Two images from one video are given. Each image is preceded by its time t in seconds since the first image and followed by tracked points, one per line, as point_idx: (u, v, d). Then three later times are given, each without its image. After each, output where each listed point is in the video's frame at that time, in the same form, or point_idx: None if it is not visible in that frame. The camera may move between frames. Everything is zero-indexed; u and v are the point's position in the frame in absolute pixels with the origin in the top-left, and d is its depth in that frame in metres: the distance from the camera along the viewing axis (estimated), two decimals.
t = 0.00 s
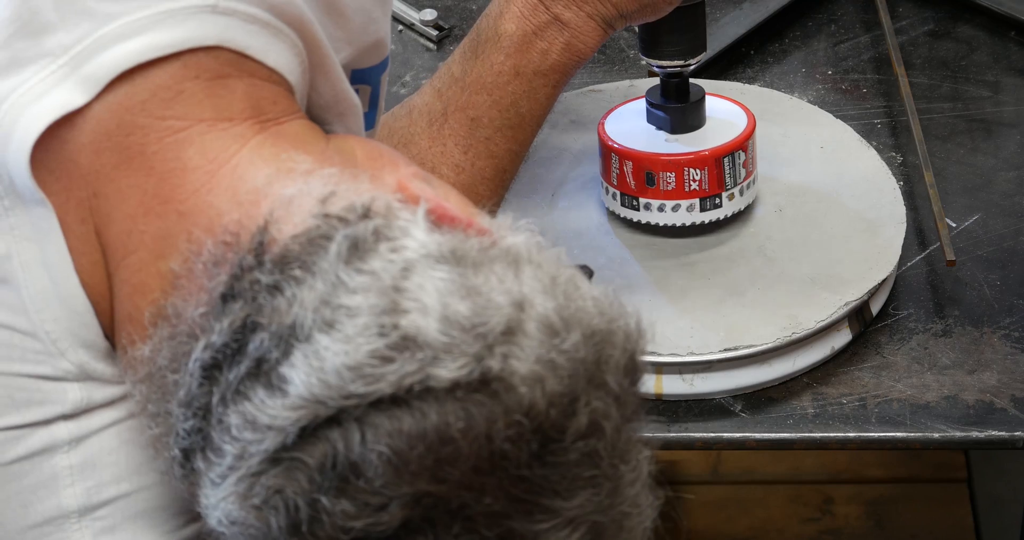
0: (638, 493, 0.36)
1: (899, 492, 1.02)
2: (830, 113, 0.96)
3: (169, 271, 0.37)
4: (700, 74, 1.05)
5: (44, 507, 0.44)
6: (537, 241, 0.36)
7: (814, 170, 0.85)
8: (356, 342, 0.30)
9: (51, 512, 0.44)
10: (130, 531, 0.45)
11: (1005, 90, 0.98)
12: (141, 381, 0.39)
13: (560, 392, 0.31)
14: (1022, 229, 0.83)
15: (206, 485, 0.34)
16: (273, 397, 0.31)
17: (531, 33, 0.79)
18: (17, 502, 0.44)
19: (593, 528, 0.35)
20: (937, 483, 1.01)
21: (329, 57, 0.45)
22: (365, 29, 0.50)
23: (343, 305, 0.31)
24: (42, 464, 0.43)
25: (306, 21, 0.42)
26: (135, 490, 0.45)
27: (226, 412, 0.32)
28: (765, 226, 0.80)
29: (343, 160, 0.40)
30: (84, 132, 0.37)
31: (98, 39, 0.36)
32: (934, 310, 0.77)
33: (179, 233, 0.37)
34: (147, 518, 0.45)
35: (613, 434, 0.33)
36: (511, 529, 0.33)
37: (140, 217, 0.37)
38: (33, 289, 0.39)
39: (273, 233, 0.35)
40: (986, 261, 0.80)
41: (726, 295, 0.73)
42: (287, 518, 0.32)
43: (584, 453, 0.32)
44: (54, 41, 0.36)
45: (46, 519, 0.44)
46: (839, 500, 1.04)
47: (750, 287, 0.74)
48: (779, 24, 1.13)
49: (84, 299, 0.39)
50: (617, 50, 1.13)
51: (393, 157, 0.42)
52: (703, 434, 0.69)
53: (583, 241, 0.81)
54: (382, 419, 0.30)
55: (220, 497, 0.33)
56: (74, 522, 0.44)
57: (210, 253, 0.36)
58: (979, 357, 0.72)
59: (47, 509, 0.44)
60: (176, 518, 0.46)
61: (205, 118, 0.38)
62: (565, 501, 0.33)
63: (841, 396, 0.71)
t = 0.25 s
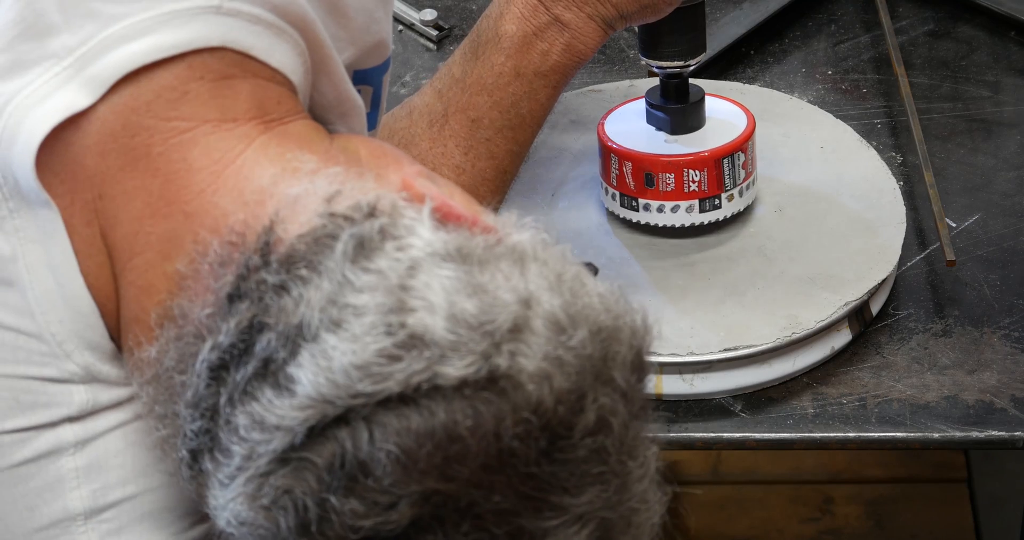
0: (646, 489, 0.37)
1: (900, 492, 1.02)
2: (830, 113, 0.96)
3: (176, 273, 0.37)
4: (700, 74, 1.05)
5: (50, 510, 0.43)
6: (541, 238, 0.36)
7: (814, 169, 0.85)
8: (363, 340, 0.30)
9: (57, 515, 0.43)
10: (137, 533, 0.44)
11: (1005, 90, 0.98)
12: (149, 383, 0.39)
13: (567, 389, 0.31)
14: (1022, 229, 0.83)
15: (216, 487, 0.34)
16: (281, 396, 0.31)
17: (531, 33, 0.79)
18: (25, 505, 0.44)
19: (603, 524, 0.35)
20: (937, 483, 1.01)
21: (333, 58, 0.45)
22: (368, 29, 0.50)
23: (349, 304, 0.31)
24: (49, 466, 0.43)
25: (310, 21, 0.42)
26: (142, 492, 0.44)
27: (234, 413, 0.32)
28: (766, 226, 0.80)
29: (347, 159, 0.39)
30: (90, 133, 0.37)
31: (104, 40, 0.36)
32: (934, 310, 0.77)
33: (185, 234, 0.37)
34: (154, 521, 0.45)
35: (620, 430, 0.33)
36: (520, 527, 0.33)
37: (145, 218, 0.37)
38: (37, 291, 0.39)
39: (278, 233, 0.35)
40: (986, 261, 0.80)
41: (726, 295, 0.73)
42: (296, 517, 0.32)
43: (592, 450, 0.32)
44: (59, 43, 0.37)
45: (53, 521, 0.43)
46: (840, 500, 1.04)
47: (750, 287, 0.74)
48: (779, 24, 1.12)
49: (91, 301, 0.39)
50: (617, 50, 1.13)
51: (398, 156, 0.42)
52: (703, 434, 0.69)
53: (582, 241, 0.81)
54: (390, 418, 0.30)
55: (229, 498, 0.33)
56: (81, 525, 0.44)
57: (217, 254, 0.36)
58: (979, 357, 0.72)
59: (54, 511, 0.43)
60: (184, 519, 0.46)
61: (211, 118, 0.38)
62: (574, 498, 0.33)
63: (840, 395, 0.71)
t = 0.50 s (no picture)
0: (648, 490, 0.37)
1: (900, 492, 1.02)
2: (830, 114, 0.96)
3: (177, 277, 0.37)
4: (700, 74, 1.05)
5: (53, 514, 0.43)
6: (543, 240, 0.36)
7: (814, 169, 0.85)
8: (365, 344, 0.30)
9: (59, 520, 0.43)
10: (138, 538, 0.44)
11: (1005, 90, 0.98)
12: (150, 388, 0.39)
13: (570, 391, 0.31)
14: (1022, 229, 0.83)
15: (218, 492, 0.34)
16: (283, 400, 0.31)
17: (529, 33, 0.78)
18: (26, 510, 0.43)
19: (605, 525, 0.35)
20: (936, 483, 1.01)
21: (334, 61, 0.45)
22: (368, 31, 0.50)
23: (351, 308, 0.31)
24: (50, 471, 0.43)
25: (310, 24, 0.42)
26: (144, 497, 0.44)
27: (236, 417, 0.32)
28: (767, 226, 0.80)
29: (348, 162, 0.39)
30: (91, 138, 0.37)
31: (104, 45, 0.36)
32: (934, 310, 0.77)
33: (186, 239, 0.37)
34: (155, 525, 0.45)
35: (623, 432, 0.33)
36: (522, 529, 0.33)
37: (146, 223, 0.37)
38: (39, 296, 0.39)
39: (279, 237, 0.35)
40: (986, 261, 0.80)
41: (726, 295, 0.73)
42: (298, 522, 0.32)
43: (594, 451, 0.32)
44: (60, 48, 0.37)
45: (54, 526, 0.43)
46: (839, 501, 1.04)
47: (750, 287, 0.74)
48: (779, 24, 1.12)
49: (92, 305, 0.39)
50: (617, 50, 1.13)
51: (399, 160, 0.42)
52: (703, 434, 0.69)
53: (581, 241, 0.81)
54: (392, 421, 0.30)
55: (232, 502, 0.33)
56: (83, 530, 0.44)
57: (217, 258, 0.36)
58: (979, 357, 0.72)
59: (56, 516, 0.43)
60: (185, 524, 0.46)
61: (212, 123, 0.38)
62: (577, 500, 0.33)
63: (840, 396, 0.71)
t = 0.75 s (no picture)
0: (651, 485, 0.37)
1: (900, 492, 1.03)
2: (830, 114, 0.96)
3: (179, 275, 0.37)
4: (700, 74, 1.05)
5: (54, 513, 0.43)
6: (544, 235, 0.36)
7: (814, 169, 0.85)
8: (366, 340, 0.30)
9: (61, 519, 0.43)
10: (140, 537, 0.44)
11: (1005, 90, 0.98)
12: (153, 386, 0.39)
13: (571, 386, 0.31)
14: (1022, 229, 0.83)
15: (221, 488, 0.34)
16: (285, 397, 0.31)
17: (528, 33, 0.78)
18: (27, 508, 0.43)
19: (608, 519, 0.35)
20: (936, 483, 1.02)
21: (334, 59, 0.45)
22: (367, 29, 0.50)
23: (352, 304, 0.31)
24: (52, 469, 0.43)
25: (311, 22, 0.42)
26: (146, 495, 0.44)
27: (238, 414, 0.32)
28: (767, 226, 0.80)
29: (349, 159, 0.39)
30: (92, 136, 0.37)
31: (105, 44, 0.36)
32: (934, 310, 0.77)
33: (188, 236, 0.37)
34: (157, 523, 0.45)
35: (625, 427, 0.33)
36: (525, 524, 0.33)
37: (147, 221, 0.37)
38: (40, 295, 0.39)
39: (280, 235, 0.35)
40: (986, 261, 0.80)
41: (726, 295, 0.73)
42: (302, 518, 0.32)
43: (596, 445, 0.32)
44: (60, 47, 0.37)
45: (55, 524, 0.43)
46: (839, 501, 1.05)
47: (750, 287, 0.74)
48: (779, 24, 1.12)
49: (93, 304, 0.39)
50: (618, 50, 1.13)
51: (400, 156, 0.42)
52: (703, 434, 0.69)
53: (581, 241, 0.81)
54: (394, 416, 0.30)
55: (234, 499, 0.33)
56: (84, 528, 0.44)
57: (219, 255, 0.36)
58: (979, 357, 0.72)
59: (57, 515, 0.43)
60: (187, 522, 0.46)
61: (213, 121, 0.38)
62: (580, 494, 0.33)
63: (840, 395, 0.71)
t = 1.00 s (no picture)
0: (654, 480, 0.37)
1: (900, 492, 1.03)
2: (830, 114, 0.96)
3: (181, 271, 0.37)
4: (700, 74, 1.05)
5: (56, 510, 0.43)
6: (545, 230, 0.36)
7: (814, 169, 0.85)
8: (368, 335, 0.30)
9: (62, 515, 0.43)
10: (142, 533, 0.44)
11: (1005, 90, 0.98)
12: (155, 383, 0.39)
13: (573, 380, 0.31)
14: (1022, 229, 0.83)
15: (224, 484, 0.34)
16: (287, 392, 0.31)
17: (528, 33, 0.78)
18: (29, 505, 0.43)
19: (610, 513, 0.35)
20: (936, 483, 1.03)
21: (335, 56, 0.45)
22: (368, 26, 0.50)
23: (354, 299, 0.31)
24: (54, 466, 0.43)
25: (312, 19, 0.42)
26: (148, 491, 0.44)
27: (241, 410, 0.32)
28: (767, 226, 0.80)
29: (351, 155, 0.39)
30: (93, 133, 0.37)
31: (106, 41, 0.36)
32: (934, 310, 0.77)
33: (190, 233, 0.37)
34: (159, 520, 0.45)
35: (627, 421, 0.33)
36: (528, 519, 0.33)
37: (149, 218, 0.37)
38: (42, 292, 0.39)
39: (282, 231, 0.35)
40: (986, 261, 0.80)
41: (726, 295, 0.73)
42: (304, 513, 0.32)
43: (598, 440, 0.32)
44: (61, 44, 0.36)
45: (56, 521, 0.43)
46: (839, 501, 1.04)
47: (750, 287, 0.74)
48: (779, 24, 1.12)
49: (94, 301, 0.39)
50: (618, 50, 1.13)
51: (400, 152, 0.42)
52: (703, 434, 0.69)
53: (581, 240, 0.81)
54: (396, 411, 0.30)
55: (237, 495, 0.33)
56: (86, 525, 0.44)
57: (221, 252, 0.36)
58: (979, 357, 0.72)
59: (59, 512, 0.43)
60: (190, 518, 0.46)
61: (215, 117, 0.38)
62: (583, 489, 0.33)
63: (840, 396, 0.71)
